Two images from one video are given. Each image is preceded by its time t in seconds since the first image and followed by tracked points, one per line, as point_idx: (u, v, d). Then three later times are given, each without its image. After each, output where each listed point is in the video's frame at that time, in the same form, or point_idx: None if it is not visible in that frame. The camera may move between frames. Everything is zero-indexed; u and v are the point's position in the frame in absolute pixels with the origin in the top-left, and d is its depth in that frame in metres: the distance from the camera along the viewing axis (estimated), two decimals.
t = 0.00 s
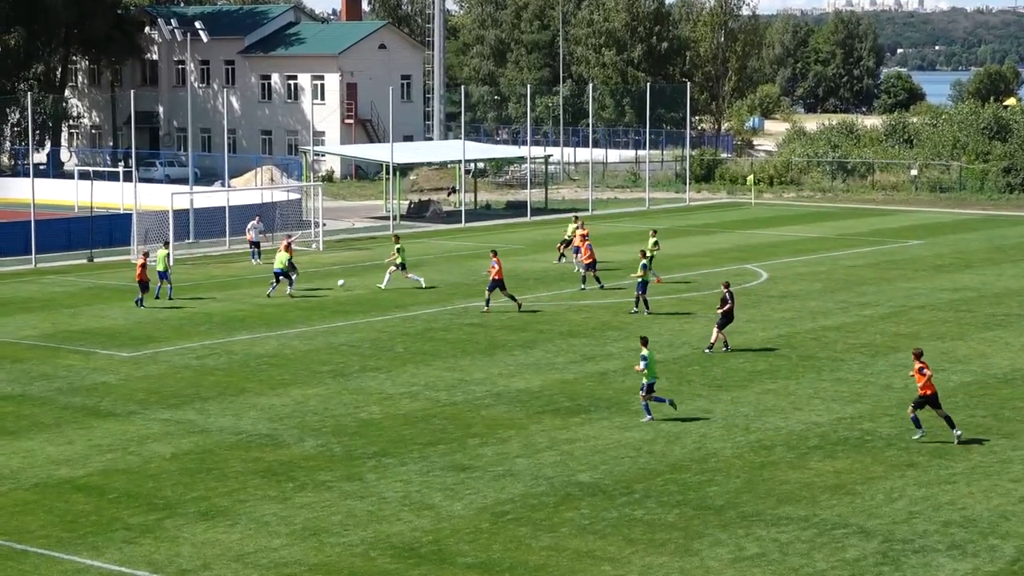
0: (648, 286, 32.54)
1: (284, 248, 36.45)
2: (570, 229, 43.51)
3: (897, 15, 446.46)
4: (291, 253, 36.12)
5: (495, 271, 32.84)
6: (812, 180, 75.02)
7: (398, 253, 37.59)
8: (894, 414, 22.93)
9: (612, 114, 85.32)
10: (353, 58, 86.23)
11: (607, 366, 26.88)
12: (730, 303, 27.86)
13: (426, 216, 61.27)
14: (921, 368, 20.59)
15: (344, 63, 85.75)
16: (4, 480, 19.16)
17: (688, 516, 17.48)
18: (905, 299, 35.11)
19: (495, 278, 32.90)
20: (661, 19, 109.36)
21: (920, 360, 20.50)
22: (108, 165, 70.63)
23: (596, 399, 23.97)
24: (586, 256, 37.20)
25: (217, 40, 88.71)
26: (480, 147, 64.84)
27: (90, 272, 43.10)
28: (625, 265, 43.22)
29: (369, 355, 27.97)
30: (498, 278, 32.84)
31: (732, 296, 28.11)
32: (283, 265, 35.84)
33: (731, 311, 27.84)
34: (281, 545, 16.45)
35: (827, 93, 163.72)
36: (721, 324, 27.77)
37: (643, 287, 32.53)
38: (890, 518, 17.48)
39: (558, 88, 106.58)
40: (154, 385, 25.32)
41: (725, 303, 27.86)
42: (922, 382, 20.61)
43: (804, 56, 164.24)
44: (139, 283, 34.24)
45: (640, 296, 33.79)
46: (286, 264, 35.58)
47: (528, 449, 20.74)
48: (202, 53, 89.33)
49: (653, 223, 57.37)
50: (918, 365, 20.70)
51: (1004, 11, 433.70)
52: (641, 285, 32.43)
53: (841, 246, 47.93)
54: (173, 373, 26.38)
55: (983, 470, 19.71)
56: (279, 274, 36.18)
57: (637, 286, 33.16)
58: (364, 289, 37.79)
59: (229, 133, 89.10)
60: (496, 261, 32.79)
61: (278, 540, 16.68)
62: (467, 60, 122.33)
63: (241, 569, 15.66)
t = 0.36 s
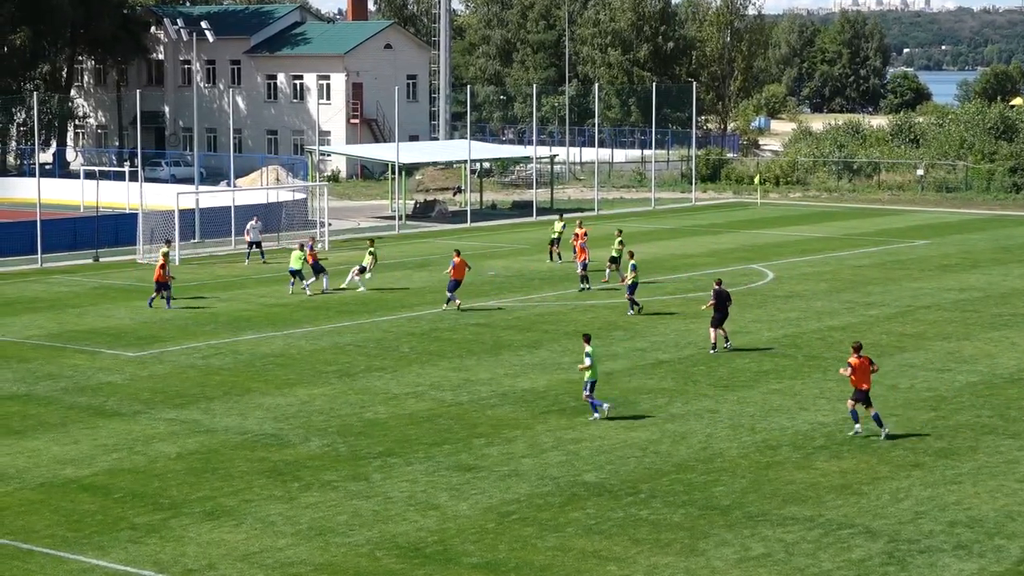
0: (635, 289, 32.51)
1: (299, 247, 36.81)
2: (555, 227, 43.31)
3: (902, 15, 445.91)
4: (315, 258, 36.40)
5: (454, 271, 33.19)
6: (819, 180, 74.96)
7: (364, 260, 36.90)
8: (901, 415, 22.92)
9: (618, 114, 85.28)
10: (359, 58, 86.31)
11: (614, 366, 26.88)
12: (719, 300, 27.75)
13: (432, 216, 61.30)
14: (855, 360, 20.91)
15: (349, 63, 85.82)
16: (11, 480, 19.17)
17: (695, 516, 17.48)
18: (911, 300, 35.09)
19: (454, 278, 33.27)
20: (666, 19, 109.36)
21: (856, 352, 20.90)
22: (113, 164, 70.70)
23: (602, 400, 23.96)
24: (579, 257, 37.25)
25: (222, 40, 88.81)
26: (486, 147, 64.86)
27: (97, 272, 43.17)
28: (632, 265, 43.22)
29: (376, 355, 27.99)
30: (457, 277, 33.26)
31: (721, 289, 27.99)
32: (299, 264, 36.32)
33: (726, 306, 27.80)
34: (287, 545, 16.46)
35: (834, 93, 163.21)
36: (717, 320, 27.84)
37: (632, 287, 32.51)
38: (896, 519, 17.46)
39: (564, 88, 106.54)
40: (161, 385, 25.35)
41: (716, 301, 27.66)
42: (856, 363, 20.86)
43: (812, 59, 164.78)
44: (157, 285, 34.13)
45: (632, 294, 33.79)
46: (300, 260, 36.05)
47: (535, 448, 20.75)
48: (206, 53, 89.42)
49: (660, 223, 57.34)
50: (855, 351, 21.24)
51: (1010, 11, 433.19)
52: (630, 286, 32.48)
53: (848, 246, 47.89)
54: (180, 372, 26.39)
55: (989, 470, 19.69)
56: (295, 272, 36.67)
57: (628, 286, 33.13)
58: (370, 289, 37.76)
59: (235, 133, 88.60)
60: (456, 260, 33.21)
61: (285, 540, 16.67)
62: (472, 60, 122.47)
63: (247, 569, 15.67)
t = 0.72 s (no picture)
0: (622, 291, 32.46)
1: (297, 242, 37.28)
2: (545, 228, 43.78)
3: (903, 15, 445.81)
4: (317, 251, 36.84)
5: (426, 273, 33.24)
6: (819, 180, 74.90)
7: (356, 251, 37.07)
8: (901, 415, 22.90)
9: (618, 114, 85.20)
10: (359, 58, 86.31)
11: (615, 366, 26.87)
12: (715, 298, 28.01)
13: (433, 216, 61.30)
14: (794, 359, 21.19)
15: (350, 63, 85.80)
16: (10, 480, 19.16)
17: (694, 516, 17.46)
18: (912, 300, 35.06)
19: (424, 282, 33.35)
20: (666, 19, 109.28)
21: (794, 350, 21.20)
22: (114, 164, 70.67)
23: (602, 400, 23.93)
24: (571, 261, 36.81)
25: (222, 40, 88.83)
26: (486, 147, 64.84)
27: (97, 272, 43.16)
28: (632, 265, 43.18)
29: (375, 355, 27.96)
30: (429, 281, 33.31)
31: (712, 290, 28.39)
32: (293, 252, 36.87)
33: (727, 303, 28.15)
34: (287, 545, 16.45)
35: (834, 93, 163.09)
36: (717, 319, 28.02)
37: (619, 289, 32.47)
38: (897, 519, 17.46)
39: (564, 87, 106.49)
40: (161, 385, 25.32)
41: (715, 298, 27.91)
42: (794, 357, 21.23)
43: (812, 59, 164.48)
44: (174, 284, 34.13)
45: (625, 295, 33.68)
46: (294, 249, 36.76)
47: (535, 448, 20.73)
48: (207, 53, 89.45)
49: (660, 223, 57.30)
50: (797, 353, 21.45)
51: (1010, 11, 433.05)
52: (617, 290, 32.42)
53: (849, 246, 47.84)
54: (181, 372, 26.38)
55: (989, 470, 19.69)
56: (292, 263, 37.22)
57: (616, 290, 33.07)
58: (367, 289, 37.70)
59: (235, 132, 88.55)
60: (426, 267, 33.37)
61: (285, 540, 16.65)
62: (472, 60, 122.53)
63: (247, 569, 15.66)
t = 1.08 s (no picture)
0: (607, 286, 32.86)
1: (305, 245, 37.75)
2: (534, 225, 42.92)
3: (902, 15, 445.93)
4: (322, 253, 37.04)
5: (413, 267, 33.38)
6: (819, 179, 74.94)
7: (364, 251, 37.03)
8: (901, 415, 22.90)
9: (618, 114, 85.21)
10: (359, 58, 86.32)
11: (615, 365, 26.89)
12: (712, 295, 28.56)
13: (433, 216, 61.31)
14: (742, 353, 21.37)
15: (350, 63, 85.81)
16: (9, 481, 19.15)
17: (694, 516, 17.46)
18: (912, 300, 35.07)
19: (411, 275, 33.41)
20: (666, 19, 109.24)
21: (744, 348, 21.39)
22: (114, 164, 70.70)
23: (602, 400, 23.95)
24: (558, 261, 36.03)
25: (222, 39, 88.84)
26: (487, 147, 64.86)
27: (97, 272, 43.16)
28: (632, 265, 43.16)
29: (375, 355, 27.97)
30: (414, 274, 33.33)
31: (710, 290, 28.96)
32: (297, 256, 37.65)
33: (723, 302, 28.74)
34: (287, 545, 16.46)
35: (834, 93, 163.17)
36: (715, 315, 28.47)
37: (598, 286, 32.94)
38: (897, 519, 17.46)
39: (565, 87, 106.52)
40: (161, 384, 25.34)
41: (713, 295, 28.50)
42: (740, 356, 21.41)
43: (812, 59, 164.44)
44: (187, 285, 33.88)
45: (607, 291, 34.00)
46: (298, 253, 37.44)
47: (534, 449, 20.72)
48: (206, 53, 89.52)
49: (660, 223, 57.29)
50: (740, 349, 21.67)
51: (1010, 11, 432.96)
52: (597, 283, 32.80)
53: (849, 246, 47.88)
54: (181, 372, 26.40)
55: (990, 470, 19.69)
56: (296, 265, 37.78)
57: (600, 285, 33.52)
58: (368, 289, 37.79)
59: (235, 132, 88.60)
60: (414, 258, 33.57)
61: (285, 539, 16.67)
62: (472, 61, 122.62)
63: (246, 569, 15.66)
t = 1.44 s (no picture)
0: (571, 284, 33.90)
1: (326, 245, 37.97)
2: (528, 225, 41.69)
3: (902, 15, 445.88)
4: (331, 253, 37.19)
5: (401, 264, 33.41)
6: (819, 179, 74.96)
7: (378, 250, 37.14)
8: (901, 415, 22.91)
9: (618, 114, 85.23)
10: (359, 58, 86.32)
11: (615, 365, 26.88)
12: (703, 294, 28.66)
13: (432, 216, 61.30)
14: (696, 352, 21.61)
15: (349, 63, 85.81)
16: (9, 480, 19.15)
17: (694, 516, 17.46)
18: (912, 300, 35.06)
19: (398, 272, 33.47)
20: (666, 19, 109.28)
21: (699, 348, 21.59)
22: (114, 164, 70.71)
23: (602, 400, 23.96)
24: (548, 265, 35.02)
25: (222, 39, 88.83)
26: (487, 147, 64.84)
27: (97, 272, 43.14)
28: (633, 265, 43.15)
29: (374, 355, 27.97)
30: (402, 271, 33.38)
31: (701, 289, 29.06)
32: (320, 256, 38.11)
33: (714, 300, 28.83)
34: (287, 545, 16.46)
35: (834, 93, 163.23)
36: (710, 313, 28.52)
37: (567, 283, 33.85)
38: (897, 519, 17.45)
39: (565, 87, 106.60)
40: (161, 384, 25.32)
41: (704, 295, 28.57)
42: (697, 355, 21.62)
43: (812, 59, 164.48)
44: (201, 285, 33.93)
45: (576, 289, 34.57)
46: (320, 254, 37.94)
47: (534, 449, 20.71)
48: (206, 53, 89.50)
49: (660, 223, 57.23)
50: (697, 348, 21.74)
51: (1010, 11, 433.00)
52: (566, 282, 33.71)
53: (849, 246, 47.90)
54: (181, 372, 26.38)
55: (990, 470, 19.68)
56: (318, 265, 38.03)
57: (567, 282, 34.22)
58: (367, 289, 37.82)
59: (235, 133, 88.67)
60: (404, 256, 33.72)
61: (285, 539, 16.66)
62: (472, 61, 122.71)
63: (246, 569, 15.66)
